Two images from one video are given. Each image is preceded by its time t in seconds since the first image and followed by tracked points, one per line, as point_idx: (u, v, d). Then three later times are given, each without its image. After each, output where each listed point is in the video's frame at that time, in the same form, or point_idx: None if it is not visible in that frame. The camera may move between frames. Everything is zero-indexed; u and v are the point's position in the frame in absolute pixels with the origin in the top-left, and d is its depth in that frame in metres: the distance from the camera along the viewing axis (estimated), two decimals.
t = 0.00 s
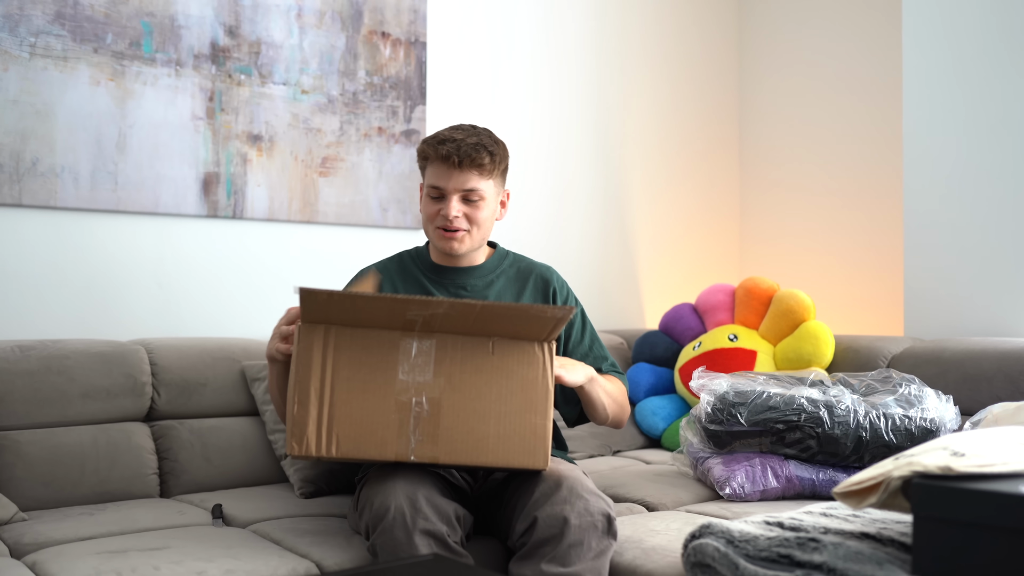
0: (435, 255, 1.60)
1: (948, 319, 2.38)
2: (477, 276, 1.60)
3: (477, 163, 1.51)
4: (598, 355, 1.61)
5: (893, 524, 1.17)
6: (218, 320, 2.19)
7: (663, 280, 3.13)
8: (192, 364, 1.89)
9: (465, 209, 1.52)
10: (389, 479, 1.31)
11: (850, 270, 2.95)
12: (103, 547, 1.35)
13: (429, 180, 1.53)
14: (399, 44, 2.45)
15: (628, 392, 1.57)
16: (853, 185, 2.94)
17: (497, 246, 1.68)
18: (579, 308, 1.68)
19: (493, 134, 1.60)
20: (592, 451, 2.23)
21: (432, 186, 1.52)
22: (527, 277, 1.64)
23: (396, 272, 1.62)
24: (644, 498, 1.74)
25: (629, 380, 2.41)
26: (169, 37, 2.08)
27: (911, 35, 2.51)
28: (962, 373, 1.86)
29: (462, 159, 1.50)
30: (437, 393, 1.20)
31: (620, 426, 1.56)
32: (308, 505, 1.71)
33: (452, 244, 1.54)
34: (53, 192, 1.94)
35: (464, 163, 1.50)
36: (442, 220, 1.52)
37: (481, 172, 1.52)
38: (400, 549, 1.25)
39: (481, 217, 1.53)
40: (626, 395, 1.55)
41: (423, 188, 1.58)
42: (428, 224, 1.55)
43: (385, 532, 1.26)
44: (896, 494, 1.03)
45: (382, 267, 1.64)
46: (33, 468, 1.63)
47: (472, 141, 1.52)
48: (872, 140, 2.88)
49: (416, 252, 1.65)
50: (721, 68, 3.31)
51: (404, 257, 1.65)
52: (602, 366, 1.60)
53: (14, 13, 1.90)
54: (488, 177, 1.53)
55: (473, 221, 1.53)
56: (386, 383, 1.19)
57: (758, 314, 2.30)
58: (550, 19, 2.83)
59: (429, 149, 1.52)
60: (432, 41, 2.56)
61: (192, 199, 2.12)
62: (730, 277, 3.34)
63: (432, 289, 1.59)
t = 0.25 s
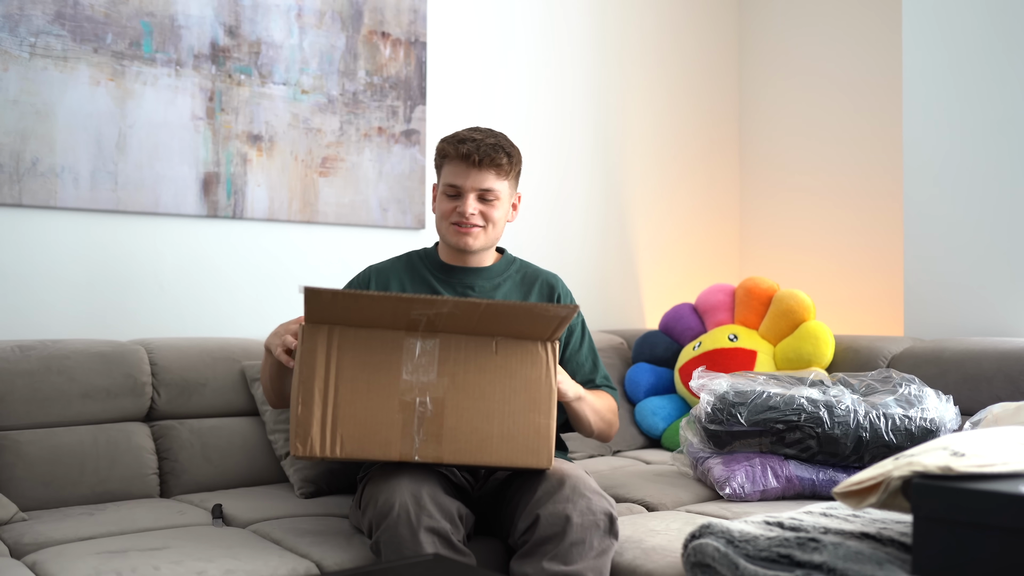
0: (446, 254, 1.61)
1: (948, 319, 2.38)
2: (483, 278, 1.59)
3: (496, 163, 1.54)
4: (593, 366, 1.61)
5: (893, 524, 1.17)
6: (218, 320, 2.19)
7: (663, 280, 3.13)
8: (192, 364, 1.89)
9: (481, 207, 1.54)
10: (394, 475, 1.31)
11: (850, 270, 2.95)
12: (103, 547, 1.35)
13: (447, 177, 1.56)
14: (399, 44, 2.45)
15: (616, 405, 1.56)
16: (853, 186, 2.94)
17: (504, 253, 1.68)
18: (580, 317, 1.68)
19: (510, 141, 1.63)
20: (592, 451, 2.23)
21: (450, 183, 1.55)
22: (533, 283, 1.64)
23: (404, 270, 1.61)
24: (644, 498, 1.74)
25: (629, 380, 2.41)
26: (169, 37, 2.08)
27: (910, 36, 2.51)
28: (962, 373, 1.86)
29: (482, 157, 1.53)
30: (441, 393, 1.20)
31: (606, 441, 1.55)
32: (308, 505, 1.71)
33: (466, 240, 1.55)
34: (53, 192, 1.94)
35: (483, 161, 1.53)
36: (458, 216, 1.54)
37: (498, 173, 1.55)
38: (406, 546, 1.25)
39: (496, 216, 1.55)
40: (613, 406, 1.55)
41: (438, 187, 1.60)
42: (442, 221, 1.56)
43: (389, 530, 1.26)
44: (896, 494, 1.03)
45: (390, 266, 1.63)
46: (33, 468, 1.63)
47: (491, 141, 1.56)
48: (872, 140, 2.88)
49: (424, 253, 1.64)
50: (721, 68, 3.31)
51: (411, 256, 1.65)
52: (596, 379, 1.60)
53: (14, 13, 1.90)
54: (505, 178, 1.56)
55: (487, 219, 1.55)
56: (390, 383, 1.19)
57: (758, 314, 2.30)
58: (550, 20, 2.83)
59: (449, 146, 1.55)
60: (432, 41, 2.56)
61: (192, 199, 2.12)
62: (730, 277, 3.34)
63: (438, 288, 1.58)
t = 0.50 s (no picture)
0: (450, 253, 1.61)
1: (948, 319, 2.38)
2: (488, 279, 1.60)
3: (504, 163, 1.57)
4: (584, 372, 1.62)
5: (893, 524, 1.17)
6: (218, 320, 2.19)
7: (663, 280, 3.13)
8: (192, 364, 1.89)
9: (487, 204, 1.56)
10: (398, 471, 1.31)
11: (850, 270, 2.95)
12: (103, 547, 1.35)
13: (454, 175, 1.58)
14: (399, 44, 2.45)
15: (602, 408, 1.55)
16: (852, 186, 2.94)
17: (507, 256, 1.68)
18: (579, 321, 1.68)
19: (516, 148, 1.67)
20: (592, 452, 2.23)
21: (458, 180, 1.56)
22: (536, 286, 1.64)
23: (408, 269, 1.61)
24: (643, 498, 1.74)
25: (629, 380, 2.41)
26: (169, 37, 2.09)
27: (909, 36, 2.51)
28: (961, 373, 1.86)
29: (490, 155, 1.56)
30: (442, 389, 1.20)
31: (587, 448, 1.54)
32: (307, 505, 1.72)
33: (471, 236, 1.55)
34: (53, 192, 1.94)
35: (492, 159, 1.56)
36: (465, 212, 1.55)
37: (506, 172, 1.57)
38: (407, 540, 1.24)
39: (502, 215, 1.57)
40: (598, 410, 1.54)
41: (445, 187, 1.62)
42: (448, 218, 1.57)
43: (391, 524, 1.26)
44: (896, 494, 1.03)
45: (395, 265, 1.62)
46: (33, 468, 1.63)
47: (500, 142, 1.59)
48: (872, 140, 2.88)
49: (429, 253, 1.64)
50: (720, 69, 3.31)
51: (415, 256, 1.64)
52: (585, 384, 1.61)
53: (13, 13, 1.90)
54: (512, 178, 1.58)
55: (493, 217, 1.56)
56: (392, 380, 1.19)
57: (758, 314, 2.30)
58: (549, 20, 2.83)
59: (458, 145, 1.58)
60: (432, 41, 2.56)
61: (192, 199, 2.12)
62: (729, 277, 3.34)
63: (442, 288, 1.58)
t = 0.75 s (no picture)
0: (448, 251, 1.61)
1: (948, 319, 2.38)
2: (487, 278, 1.60)
3: (501, 158, 1.57)
4: (585, 371, 1.62)
5: (893, 524, 1.17)
6: (218, 320, 2.19)
7: (663, 280, 3.13)
8: (193, 364, 1.89)
9: (484, 201, 1.56)
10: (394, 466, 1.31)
11: (850, 270, 2.95)
12: (103, 547, 1.35)
13: (451, 172, 1.58)
14: (399, 44, 2.45)
15: (600, 408, 1.57)
16: (852, 186, 2.95)
17: (507, 253, 1.68)
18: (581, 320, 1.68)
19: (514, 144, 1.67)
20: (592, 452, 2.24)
21: (455, 177, 1.57)
22: (536, 285, 1.64)
23: (407, 267, 1.60)
24: (643, 498, 1.74)
25: (629, 380, 2.41)
26: (169, 37, 2.09)
27: (909, 36, 2.51)
28: (961, 373, 1.86)
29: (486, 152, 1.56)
30: (439, 383, 1.20)
31: (585, 446, 1.55)
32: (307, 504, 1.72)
33: (468, 233, 1.55)
34: (53, 192, 1.94)
35: (489, 156, 1.56)
36: (461, 208, 1.55)
37: (503, 168, 1.57)
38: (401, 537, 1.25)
39: (499, 211, 1.57)
40: (597, 410, 1.55)
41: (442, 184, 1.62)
42: (445, 215, 1.57)
43: (386, 521, 1.26)
44: (896, 494, 1.03)
45: (394, 263, 1.62)
46: (34, 468, 1.63)
47: (497, 138, 1.59)
48: (872, 140, 2.88)
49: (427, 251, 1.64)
50: (720, 69, 3.31)
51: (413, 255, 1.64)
52: (586, 383, 1.61)
53: (13, 13, 1.90)
54: (509, 174, 1.58)
55: (490, 214, 1.56)
56: (389, 372, 1.20)
57: (758, 314, 2.30)
58: (549, 21, 2.83)
59: (454, 141, 1.58)
60: (432, 41, 2.56)
61: (192, 199, 2.12)
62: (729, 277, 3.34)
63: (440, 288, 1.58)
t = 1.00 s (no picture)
0: (442, 245, 1.61)
1: (948, 320, 2.38)
2: (482, 273, 1.60)
3: (491, 148, 1.55)
4: (582, 366, 1.62)
5: (893, 524, 1.17)
6: (218, 320, 2.19)
7: (663, 280, 3.13)
8: (193, 363, 1.89)
9: (476, 194, 1.54)
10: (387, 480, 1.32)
11: (850, 270, 2.95)
12: (103, 547, 1.35)
13: (442, 164, 1.57)
14: (399, 44, 2.45)
15: (597, 404, 1.57)
16: (852, 186, 2.94)
17: (503, 242, 1.68)
18: (578, 314, 1.68)
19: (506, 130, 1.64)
20: (592, 452, 2.24)
21: (446, 169, 1.55)
22: (531, 279, 1.64)
23: (401, 261, 1.60)
24: (644, 498, 1.74)
25: (629, 380, 2.41)
26: (169, 37, 2.09)
27: (909, 36, 2.51)
28: (961, 373, 1.86)
29: (476, 142, 1.54)
30: (432, 396, 1.20)
31: (582, 439, 1.56)
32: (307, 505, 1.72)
33: (460, 228, 1.54)
34: (53, 192, 1.94)
35: (479, 146, 1.54)
36: (452, 203, 1.54)
37: (494, 158, 1.55)
38: (395, 548, 1.25)
39: (491, 204, 1.55)
40: (593, 405, 1.55)
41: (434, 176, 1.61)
42: (437, 209, 1.56)
43: (380, 533, 1.26)
44: (896, 494, 1.03)
45: (388, 256, 1.62)
46: (34, 467, 1.63)
47: (487, 127, 1.57)
48: (872, 140, 2.88)
49: (421, 244, 1.64)
50: (721, 69, 3.31)
51: (407, 247, 1.64)
52: (583, 378, 1.61)
53: (14, 13, 1.90)
54: (501, 164, 1.56)
55: (482, 207, 1.55)
56: (382, 384, 1.19)
57: (758, 314, 2.30)
58: (549, 21, 2.83)
59: (444, 132, 1.56)
60: (432, 42, 2.56)
61: (192, 199, 2.12)
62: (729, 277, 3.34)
63: (435, 283, 1.58)
